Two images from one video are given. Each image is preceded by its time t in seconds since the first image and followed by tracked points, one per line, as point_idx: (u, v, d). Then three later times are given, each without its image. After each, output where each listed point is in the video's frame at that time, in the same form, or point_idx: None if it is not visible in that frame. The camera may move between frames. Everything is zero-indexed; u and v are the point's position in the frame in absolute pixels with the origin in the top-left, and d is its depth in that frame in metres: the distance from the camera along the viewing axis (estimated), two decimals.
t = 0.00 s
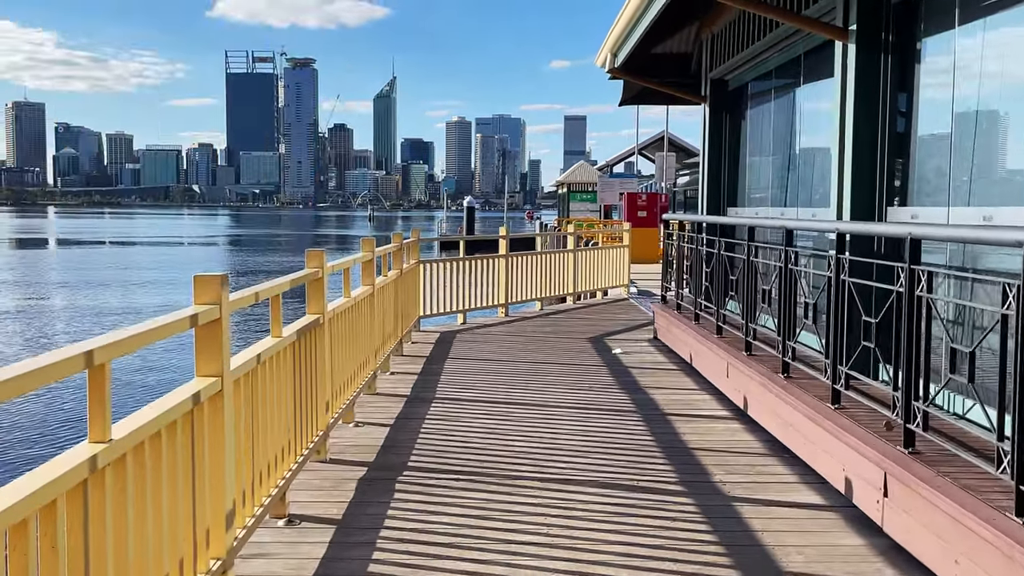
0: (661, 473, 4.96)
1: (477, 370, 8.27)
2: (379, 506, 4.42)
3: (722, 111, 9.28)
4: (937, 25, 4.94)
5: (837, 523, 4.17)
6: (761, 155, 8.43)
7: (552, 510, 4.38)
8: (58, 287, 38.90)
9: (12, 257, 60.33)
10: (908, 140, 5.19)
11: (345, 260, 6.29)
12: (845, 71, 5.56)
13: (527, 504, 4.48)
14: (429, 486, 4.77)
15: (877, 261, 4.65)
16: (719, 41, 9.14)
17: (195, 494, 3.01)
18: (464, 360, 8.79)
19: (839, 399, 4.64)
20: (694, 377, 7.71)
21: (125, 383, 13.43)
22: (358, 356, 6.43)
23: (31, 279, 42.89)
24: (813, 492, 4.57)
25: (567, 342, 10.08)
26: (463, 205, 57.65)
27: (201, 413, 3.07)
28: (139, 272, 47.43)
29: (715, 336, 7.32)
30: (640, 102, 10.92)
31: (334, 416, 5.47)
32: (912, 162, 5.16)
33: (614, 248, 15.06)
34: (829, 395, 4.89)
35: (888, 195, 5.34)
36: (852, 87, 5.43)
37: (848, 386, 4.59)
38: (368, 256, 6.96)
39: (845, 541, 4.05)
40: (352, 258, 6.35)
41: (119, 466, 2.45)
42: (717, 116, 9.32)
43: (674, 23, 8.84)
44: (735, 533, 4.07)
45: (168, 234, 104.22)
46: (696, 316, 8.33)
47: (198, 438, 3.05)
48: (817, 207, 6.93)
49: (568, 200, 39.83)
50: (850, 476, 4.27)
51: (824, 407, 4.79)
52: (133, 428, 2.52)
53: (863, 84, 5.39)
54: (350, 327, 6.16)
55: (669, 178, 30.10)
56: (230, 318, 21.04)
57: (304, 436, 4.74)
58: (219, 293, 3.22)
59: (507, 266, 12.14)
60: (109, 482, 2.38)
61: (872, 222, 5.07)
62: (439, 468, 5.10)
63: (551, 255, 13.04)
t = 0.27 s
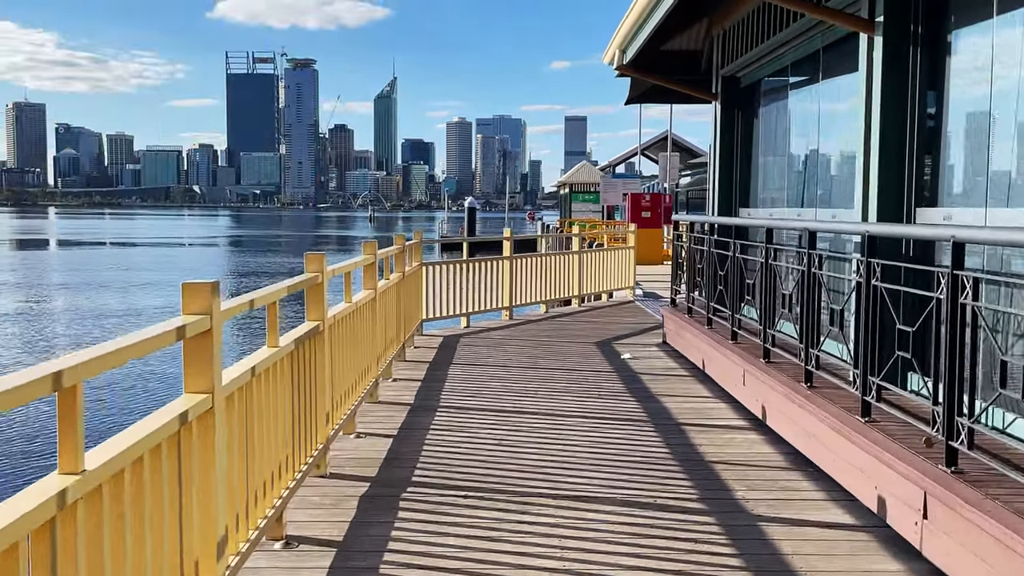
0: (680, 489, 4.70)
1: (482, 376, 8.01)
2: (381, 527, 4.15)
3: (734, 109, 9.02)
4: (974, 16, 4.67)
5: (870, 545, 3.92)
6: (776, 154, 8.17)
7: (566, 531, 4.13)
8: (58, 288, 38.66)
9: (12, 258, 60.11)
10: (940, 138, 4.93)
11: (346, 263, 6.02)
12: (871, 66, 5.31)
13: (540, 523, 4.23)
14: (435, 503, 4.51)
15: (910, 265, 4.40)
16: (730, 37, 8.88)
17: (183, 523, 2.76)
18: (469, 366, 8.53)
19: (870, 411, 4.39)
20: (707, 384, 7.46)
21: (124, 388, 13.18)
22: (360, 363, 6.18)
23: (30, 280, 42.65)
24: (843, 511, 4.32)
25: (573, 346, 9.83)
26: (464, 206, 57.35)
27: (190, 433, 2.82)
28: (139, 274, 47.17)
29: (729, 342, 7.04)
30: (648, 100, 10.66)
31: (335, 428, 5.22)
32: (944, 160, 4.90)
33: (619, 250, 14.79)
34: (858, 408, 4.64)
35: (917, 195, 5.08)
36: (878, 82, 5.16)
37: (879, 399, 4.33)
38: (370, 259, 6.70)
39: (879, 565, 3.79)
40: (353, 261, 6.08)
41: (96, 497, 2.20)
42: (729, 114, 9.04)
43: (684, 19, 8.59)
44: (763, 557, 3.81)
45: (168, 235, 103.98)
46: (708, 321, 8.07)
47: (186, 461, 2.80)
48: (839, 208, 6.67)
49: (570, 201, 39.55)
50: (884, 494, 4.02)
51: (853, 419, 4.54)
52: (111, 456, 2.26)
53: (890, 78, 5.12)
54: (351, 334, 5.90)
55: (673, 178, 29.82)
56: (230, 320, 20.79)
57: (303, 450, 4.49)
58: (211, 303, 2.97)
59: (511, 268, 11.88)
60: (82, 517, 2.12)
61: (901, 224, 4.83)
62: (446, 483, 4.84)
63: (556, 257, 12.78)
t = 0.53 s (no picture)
0: (694, 508, 4.48)
1: (485, 384, 7.79)
2: (380, 552, 3.92)
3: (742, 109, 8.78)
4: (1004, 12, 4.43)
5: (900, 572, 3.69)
6: (788, 155, 7.93)
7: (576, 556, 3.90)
8: (56, 291, 38.41)
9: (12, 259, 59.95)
10: (966, 140, 4.70)
11: (345, 270, 5.79)
12: (892, 64, 5.08)
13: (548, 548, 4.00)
14: (437, 524, 4.28)
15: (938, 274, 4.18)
16: (739, 35, 8.65)
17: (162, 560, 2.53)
18: (472, 373, 8.29)
19: (896, 428, 4.16)
20: (717, 393, 7.22)
21: (119, 395, 12.93)
22: (358, 373, 5.95)
23: (30, 282, 42.49)
24: (867, 533, 4.09)
25: (578, 352, 9.58)
26: (465, 206, 57.14)
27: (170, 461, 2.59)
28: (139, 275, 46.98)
29: (740, 350, 6.79)
30: (653, 100, 10.43)
31: (332, 442, 4.99)
32: (971, 163, 4.66)
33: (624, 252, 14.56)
34: (882, 423, 4.40)
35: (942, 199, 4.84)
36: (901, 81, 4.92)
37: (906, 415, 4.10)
38: (369, 264, 6.47)
39: None
40: (352, 268, 5.84)
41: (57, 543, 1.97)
42: (738, 115, 8.79)
43: (691, 18, 8.35)
44: None
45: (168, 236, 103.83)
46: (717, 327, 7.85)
47: (166, 493, 2.57)
48: (856, 211, 6.43)
49: (572, 202, 39.31)
50: (914, 518, 3.79)
51: (878, 436, 4.31)
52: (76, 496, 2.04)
53: (915, 76, 4.88)
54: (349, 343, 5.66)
55: (676, 179, 29.58)
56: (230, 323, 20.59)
57: (298, 468, 4.25)
58: (195, 319, 2.75)
59: (514, 271, 11.65)
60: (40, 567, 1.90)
61: (927, 230, 4.60)
62: (448, 502, 4.61)
63: (559, 260, 12.55)
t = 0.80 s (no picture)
0: (708, 524, 4.21)
1: (486, 388, 7.52)
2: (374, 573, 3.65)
3: (751, 105, 8.52)
4: None
5: None
6: (800, 152, 7.68)
7: None
8: (54, 292, 38.15)
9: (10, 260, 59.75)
10: (995, 134, 4.45)
11: (339, 270, 5.53)
12: (914, 55, 4.84)
13: (553, 567, 3.73)
14: (436, 542, 4.02)
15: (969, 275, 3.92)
16: (747, 28, 8.39)
17: None
18: (472, 377, 8.03)
19: (925, 440, 3.90)
20: (726, 398, 6.96)
21: (112, 398, 12.66)
22: (352, 380, 5.68)
23: (27, 283, 42.26)
24: (896, 554, 3.82)
25: (581, 355, 9.32)
26: (465, 207, 56.94)
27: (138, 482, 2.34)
28: (137, 277, 46.82)
29: (751, 354, 6.53)
30: (658, 96, 10.16)
31: (325, 452, 4.72)
32: (1001, 157, 4.41)
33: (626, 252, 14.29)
34: (910, 436, 4.14)
35: (969, 197, 4.59)
36: (925, 70, 4.66)
37: (937, 426, 3.84)
38: (366, 264, 6.21)
39: None
40: (346, 268, 5.58)
41: None
42: (746, 111, 8.53)
43: (698, 11, 8.09)
44: None
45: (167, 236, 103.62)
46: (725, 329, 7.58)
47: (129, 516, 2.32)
48: (874, 210, 6.17)
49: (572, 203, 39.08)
50: (948, 538, 3.52)
51: (905, 448, 4.04)
52: (21, 529, 1.79)
53: (941, 67, 4.61)
54: (344, 347, 5.41)
55: (677, 179, 29.31)
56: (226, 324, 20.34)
57: (287, 483, 3.99)
58: (164, 325, 2.51)
59: (515, 272, 11.39)
60: None
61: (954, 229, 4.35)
62: (448, 516, 4.35)
63: (561, 260, 12.29)
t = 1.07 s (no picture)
0: (724, 549, 3.98)
1: (487, 398, 7.29)
2: None
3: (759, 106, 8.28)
4: None
5: None
6: (812, 155, 7.45)
7: None
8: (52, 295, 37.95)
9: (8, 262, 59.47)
10: None
11: (334, 277, 5.29)
12: (938, 53, 4.62)
13: None
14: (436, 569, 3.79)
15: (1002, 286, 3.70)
16: (755, 27, 8.16)
17: None
18: (472, 387, 7.79)
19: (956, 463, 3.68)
20: (736, 409, 6.71)
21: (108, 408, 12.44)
22: (348, 393, 5.45)
23: (23, 286, 41.99)
24: None
25: (584, 363, 9.07)
26: (465, 208, 56.68)
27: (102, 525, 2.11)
28: (135, 279, 46.60)
29: (762, 364, 6.29)
30: (662, 96, 9.93)
31: (319, 472, 4.49)
32: None
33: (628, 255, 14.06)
34: (938, 457, 3.92)
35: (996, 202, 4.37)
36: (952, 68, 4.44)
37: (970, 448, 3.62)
38: (363, 272, 5.97)
39: None
40: (340, 277, 5.33)
41: None
42: (754, 111, 8.28)
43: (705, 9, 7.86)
44: None
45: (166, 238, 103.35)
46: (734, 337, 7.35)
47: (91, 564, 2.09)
48: (891, 214, 5.93)
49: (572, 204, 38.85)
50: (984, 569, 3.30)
51: (934, 470, 3.82)
52: None
53: (969, 65, 4.39)
54: (339, 360, 5.18)
55: (679, 180, 29.08)
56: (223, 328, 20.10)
57: (277, 507, 3.76)
58: (135, 350, 2.29)
59: (516, 276, 11.15)
60: None
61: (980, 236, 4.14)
62: (448, 540, 4.12)
63: (563, 264, 12.05)
